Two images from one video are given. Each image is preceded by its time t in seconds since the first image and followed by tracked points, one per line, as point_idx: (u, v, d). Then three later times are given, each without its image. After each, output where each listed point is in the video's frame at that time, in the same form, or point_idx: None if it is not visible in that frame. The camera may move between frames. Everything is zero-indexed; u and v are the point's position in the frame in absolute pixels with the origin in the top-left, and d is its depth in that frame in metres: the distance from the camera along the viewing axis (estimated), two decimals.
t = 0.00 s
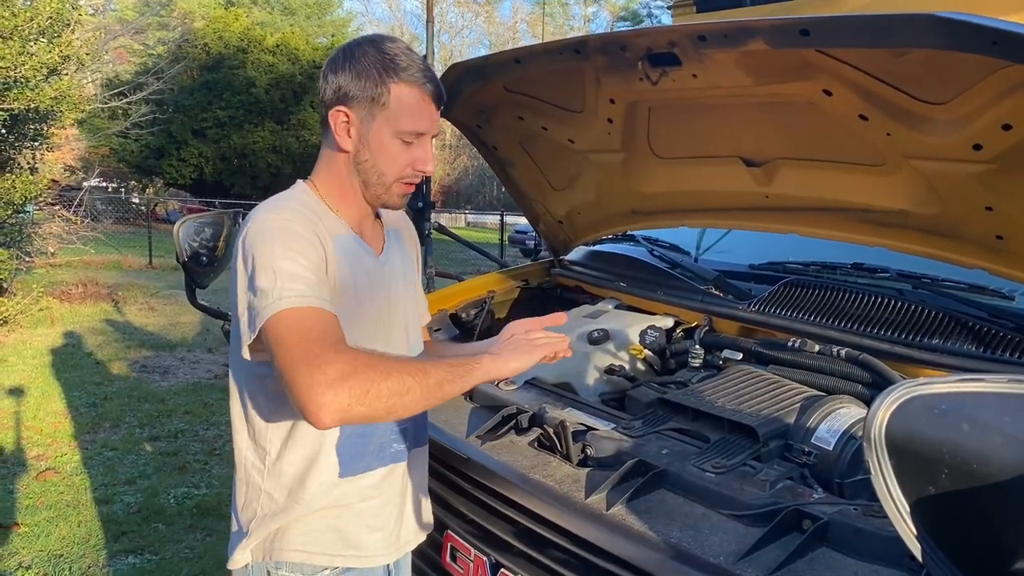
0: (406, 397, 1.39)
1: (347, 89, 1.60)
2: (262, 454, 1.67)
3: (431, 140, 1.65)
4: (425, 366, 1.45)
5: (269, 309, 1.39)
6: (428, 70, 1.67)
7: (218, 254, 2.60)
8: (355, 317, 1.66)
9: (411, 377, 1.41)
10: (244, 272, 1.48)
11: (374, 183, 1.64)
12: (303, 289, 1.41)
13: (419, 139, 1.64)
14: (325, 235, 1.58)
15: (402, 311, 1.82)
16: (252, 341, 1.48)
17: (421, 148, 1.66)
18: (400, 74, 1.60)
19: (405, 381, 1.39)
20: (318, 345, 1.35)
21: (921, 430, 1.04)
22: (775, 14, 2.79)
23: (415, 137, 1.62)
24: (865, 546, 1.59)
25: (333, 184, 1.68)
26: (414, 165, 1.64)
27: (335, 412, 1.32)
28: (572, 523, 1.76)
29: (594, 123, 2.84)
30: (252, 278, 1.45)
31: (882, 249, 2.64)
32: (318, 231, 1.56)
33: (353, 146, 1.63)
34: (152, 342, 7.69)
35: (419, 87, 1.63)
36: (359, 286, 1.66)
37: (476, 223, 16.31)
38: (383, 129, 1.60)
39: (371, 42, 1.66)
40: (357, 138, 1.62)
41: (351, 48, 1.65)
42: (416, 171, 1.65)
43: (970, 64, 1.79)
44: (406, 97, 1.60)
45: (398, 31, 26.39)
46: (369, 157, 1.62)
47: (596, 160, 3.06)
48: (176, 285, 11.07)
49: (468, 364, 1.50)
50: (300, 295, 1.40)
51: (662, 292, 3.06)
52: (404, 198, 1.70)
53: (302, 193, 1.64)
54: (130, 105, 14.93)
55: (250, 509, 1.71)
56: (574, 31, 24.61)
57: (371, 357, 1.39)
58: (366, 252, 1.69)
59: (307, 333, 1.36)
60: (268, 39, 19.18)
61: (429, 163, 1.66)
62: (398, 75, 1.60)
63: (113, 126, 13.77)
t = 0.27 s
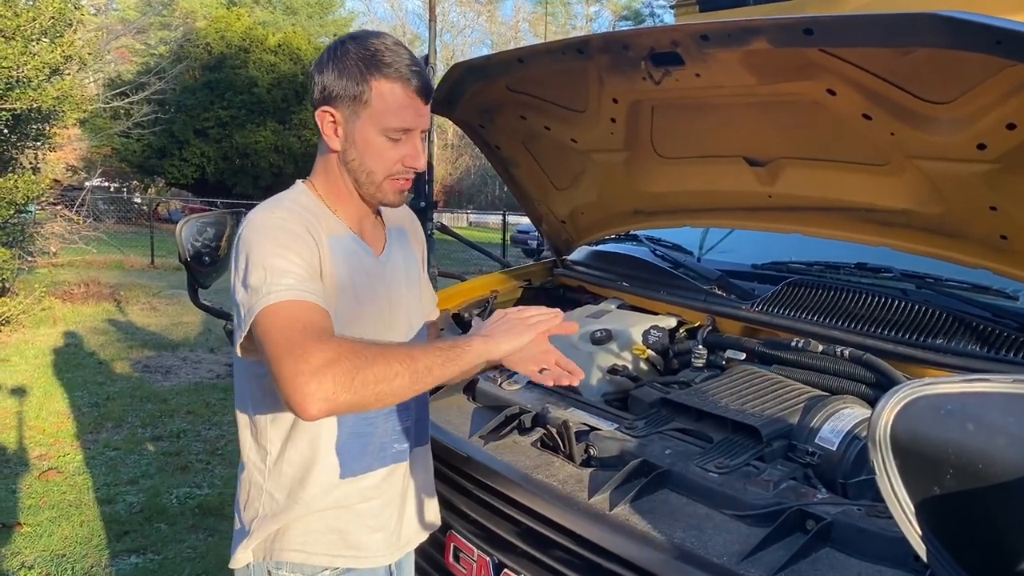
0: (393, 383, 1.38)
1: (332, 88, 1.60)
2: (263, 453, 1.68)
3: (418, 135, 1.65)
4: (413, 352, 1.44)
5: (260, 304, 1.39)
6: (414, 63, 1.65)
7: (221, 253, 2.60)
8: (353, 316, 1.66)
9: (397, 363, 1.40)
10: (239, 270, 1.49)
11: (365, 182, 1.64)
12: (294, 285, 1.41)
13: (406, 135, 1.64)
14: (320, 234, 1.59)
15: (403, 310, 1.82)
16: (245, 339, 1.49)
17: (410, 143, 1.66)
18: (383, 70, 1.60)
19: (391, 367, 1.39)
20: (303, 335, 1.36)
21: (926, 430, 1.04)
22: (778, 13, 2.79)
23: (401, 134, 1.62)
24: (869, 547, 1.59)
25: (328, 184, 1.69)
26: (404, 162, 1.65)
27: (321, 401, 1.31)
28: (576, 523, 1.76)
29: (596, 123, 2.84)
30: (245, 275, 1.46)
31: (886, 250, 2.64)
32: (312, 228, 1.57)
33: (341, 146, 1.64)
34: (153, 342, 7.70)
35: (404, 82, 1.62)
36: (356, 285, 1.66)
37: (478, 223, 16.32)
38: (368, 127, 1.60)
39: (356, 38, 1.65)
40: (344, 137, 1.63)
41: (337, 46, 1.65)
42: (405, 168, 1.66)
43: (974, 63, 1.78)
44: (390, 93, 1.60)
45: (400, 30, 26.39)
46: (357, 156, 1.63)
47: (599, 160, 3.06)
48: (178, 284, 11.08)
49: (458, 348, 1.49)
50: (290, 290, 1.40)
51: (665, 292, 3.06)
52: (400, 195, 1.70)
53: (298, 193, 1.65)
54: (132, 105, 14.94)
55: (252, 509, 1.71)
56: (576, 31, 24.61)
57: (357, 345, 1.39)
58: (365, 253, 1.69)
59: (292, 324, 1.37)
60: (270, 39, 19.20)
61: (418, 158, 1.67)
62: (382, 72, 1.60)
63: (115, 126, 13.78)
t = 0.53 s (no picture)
0: (394, 370, 1.38)
1: (324, 88, 1.60)
2: (262, 451, 1.68)
3: (413, 131, 1.65)
4: (414, 340, 1.43)
5: (256, 295, 1.39)
6: (407, 60, 1.65)
7: (222, 251, 2.61)
8: (350, 314, 1.66)
9: (398, 350, 1.40)
10: (234, 265, 1.49)
11: (360, 181, 1.64)
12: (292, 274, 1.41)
13: (401, 132, 1.64)
14: (315, 231, 1.60)
15: (401, 308, 1.82)
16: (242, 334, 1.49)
17: (404, 140, 1.65)
18: (375, 68, 1.59)
19: (392, 354, 1.38)
20: (302, 321, 1.35)
21: (927, 426, 1.04)
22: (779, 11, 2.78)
23: (395, 131, 1.62)
24: (870, 545, 1.59)
25: (324, 184, 1.70)
26: (401, 159, 1.65)
27: (322, 386, 1.30)
28: (577, 521, 1.76)
29: (597, 121, 2.83)
30: (241, 269, 1.46)
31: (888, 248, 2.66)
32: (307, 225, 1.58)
33: (336, 146, 1.64)
34: (155, 341, 7.70)
35: (396, 78, 1.62)
36: (352, 281, 1.67)
37: (479, 222, 16.31)
38: (362, 126, 1.60)
39: (347, 37, 1.66)
40: (338, 137, 1.63)
41: (328, 46, 1.65)
42: (401, 165, 1.65)
43: (977, 60, 1.78)
44: (382, 91, 1.60)
45: (402, 30, 26.40)
46: (352, 155, 1.63)
47: (599, 158, 3.05)
48: (180, 284, 11.09)
49: (457, 338, 1.49)
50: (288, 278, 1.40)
51: (668, 292, 3.04)
52: (395, 194, 1.70)
53: (294, 191, 1.67)
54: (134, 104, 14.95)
55: (251, 506, 1.71)
56: (578, 30, 24.59)
57: (356, 332, 1.38)
58: (360, 250, 1.70)
59: (291, 311, 1.36)
60: (272, 39, 19.20)
61: (414, 155, 1.66)
62: (374, 69, 1.59)
63: (117, 125, 13.79)
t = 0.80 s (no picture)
0: (386, 410, 1.40)
1: (323, 88, 1.60)
2: (260, 451, 1.68)
3: (412, 131, 1.65)
4: (411, 374, 1.44)
5: (255, 318, 1.40)
6: (407, 59, 1.65)
7: (222, 251, 2.62)
8: (348, 316, 1.67)
9: (393, 388, 1.41)
10: (232, 275, 1.50)
11: (360, 181, 1.64)
12: (287, 298, 1.42)
13: (400, 132, 1.63)
14: (315, 235, 1.59)
15: (400, 308, 1.82)
16: (239, 343, 1.50)
17: (404, 140, 1.65)
18: (373, 67, 1.59)
19: (386, 394, 1.40)
20: (298, 359, 1.37)
21: (926, 424, 1.04)
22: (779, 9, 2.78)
23: (393, 130, 1.62)
24: (871, 544, 1.59)
25: (324, 184, 1.70)
26: (399, 159, 1.64)
27: (313, 427, 1.34)
28: (577, 520, 1.76)
29: (598, 120, 2.83)
30: (239, 283, 1.47)
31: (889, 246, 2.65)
32: (307, 230, 1.57)
33: (335, 146, 1.64)
34: (156, 340, 7.71)
35: (395, 77, 1.61)
36: (351, 284, 1.67)
37: (480, 221, 16.32)
38: (361, 125, 1.60)
39: (345, 36, 1.66)
40: (337, 136, 1.63)
41: (328, 46, 1.65)
42: (401, 165, 1.65)
43: (977, 58, 1.78)
44: (381, 90, 1.59)
45: (403, 29, 26.42)
46: (351, 155, 1.63)
47: (600, 157, 3.05)
48: (182, 283, 11.10)
49: (454, 374, 1.48)
50: (284, 305, 1.41)
51: (668, 290, 3.05)
52: (394, 193, 1.70)
53: (293, 193, 1.66)
54: (136, 103, 14.96)
55: (250, 506, 1.72)
56: (579, 29, 24.59)
57: (352, 368, 1.39)
58: (360, 250, 1.71)
59: (288, 345, 1.38)
60: (273, 38, 19.21)
61: (413, 154, 1.66)
62: (372, 69, 1.59)
63: (118, 125, 13.80)
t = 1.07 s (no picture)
0: (384, 427, 1.41)
1: (317, 84, 1.59)
2: (259, 451, 1.67)
3: (406, 127, 1.64)
4: (410, 392, 1.44)
5: (255, 327, 1.40)
6: (402, 54, 1.64)
7: (222, 250, 2.62)
8: (347, 317, 1.66)
9: (392, 407, 1.42)
10: (232, 281, 1.49)
11: (356, 177, 1.64)
12: (287, 306, 1.41)
13: (394, 128, 1.63)
14: (314, 236, 1.59)
15: (400, 308, 1.82)
16: (238, 347, 1.49)
17: (399, 135, 1.65)
18: (367, 62, 1.58)
19: (385, 413, 1.40)
20: (300, 373, 1.37)
21: (927, 423, 1.04)
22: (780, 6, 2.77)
23: (388, 126, 1.61)
24: (871, 543, 1.58)
25: (322, 182, 1.70)
26: (395, 155, 1.64)
27: (313, 440, 1.35)
28: (577, 520, 1.75)
29: (598, 118, 2.83)
30: (239, 289, 1.46)
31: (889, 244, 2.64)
32: (307, 234, 1.56)
33: (330, 142, 1.64)
34: (157, 340, 7.71)
35: (389, 73, 1.61)
36: (351, 284, 1.66)
37: (481, 220, 16.31)
38: (355, 121, 1.59)
39: (339, 33, 1.65)
40: (332, 133, 1.62)
41: (321, 42, 1.65)
42: (397, 161, 1.65)
43: (978, 55, 1.77)
44: (375, 86, 1.59)
45: (403, 29, 26.41)
46: (347, 152, 1.62)
47: (599, 155, 3.04)
48: (183, 282, 11.10)
49: (453, 392, 1.48)
50: (284, 315, 1.40)
51: (668, 289, 3.04)
52: (392, 189, 1.70)
53: (292, 193, 1.66)
54: (136, 102, 14.96)
55: (249, 505, 1.71)
56: (580, 28, 24.58)
57: (353, 384, 1.40)
58: (359, 250, 1.70)
59: (290, 358, 1.38)
60: (274, 38, 19.20)
61: (409, 150, 1.66)
62: (366, 64, 1.58)
63: (119, 125, 13.79)
